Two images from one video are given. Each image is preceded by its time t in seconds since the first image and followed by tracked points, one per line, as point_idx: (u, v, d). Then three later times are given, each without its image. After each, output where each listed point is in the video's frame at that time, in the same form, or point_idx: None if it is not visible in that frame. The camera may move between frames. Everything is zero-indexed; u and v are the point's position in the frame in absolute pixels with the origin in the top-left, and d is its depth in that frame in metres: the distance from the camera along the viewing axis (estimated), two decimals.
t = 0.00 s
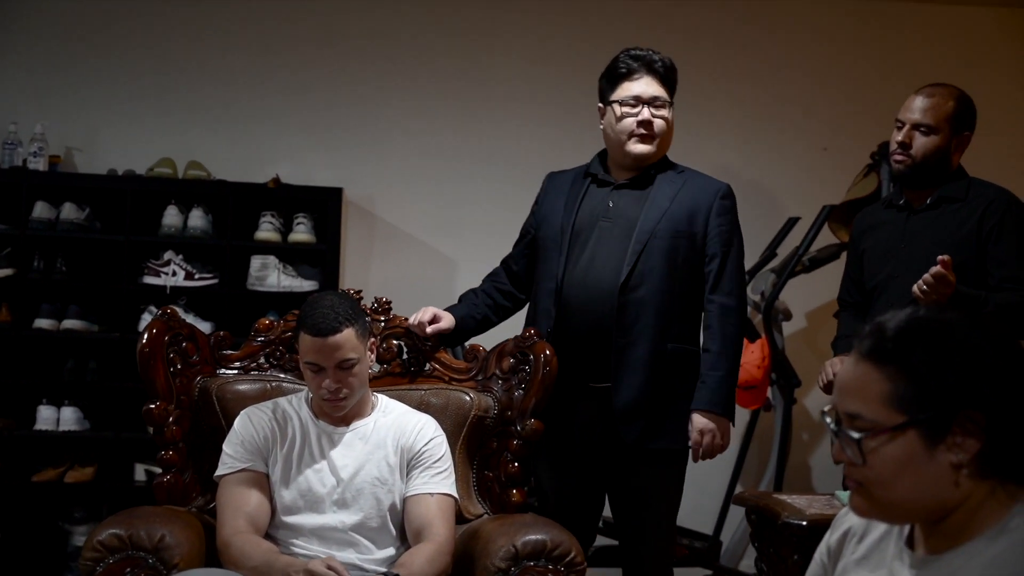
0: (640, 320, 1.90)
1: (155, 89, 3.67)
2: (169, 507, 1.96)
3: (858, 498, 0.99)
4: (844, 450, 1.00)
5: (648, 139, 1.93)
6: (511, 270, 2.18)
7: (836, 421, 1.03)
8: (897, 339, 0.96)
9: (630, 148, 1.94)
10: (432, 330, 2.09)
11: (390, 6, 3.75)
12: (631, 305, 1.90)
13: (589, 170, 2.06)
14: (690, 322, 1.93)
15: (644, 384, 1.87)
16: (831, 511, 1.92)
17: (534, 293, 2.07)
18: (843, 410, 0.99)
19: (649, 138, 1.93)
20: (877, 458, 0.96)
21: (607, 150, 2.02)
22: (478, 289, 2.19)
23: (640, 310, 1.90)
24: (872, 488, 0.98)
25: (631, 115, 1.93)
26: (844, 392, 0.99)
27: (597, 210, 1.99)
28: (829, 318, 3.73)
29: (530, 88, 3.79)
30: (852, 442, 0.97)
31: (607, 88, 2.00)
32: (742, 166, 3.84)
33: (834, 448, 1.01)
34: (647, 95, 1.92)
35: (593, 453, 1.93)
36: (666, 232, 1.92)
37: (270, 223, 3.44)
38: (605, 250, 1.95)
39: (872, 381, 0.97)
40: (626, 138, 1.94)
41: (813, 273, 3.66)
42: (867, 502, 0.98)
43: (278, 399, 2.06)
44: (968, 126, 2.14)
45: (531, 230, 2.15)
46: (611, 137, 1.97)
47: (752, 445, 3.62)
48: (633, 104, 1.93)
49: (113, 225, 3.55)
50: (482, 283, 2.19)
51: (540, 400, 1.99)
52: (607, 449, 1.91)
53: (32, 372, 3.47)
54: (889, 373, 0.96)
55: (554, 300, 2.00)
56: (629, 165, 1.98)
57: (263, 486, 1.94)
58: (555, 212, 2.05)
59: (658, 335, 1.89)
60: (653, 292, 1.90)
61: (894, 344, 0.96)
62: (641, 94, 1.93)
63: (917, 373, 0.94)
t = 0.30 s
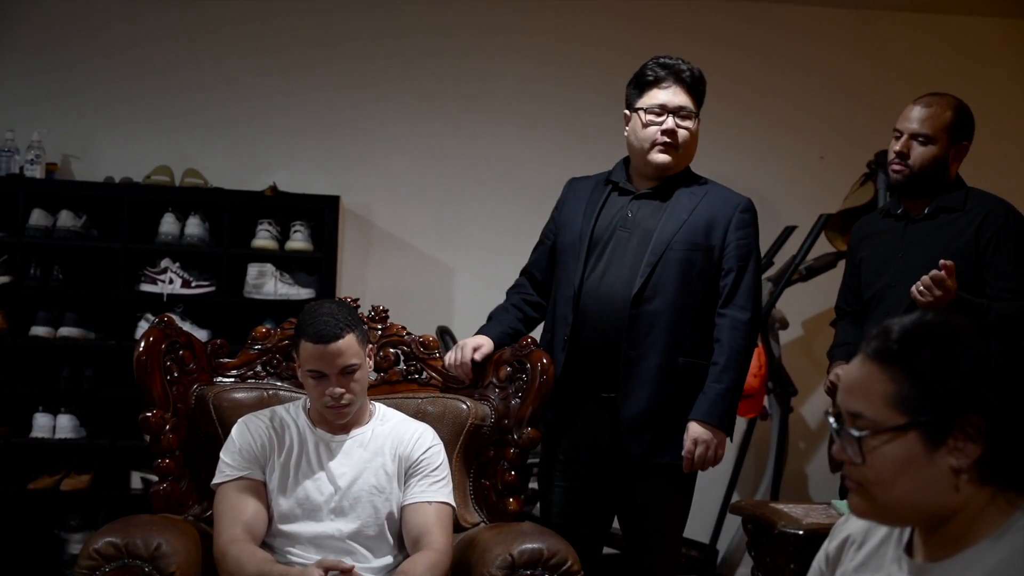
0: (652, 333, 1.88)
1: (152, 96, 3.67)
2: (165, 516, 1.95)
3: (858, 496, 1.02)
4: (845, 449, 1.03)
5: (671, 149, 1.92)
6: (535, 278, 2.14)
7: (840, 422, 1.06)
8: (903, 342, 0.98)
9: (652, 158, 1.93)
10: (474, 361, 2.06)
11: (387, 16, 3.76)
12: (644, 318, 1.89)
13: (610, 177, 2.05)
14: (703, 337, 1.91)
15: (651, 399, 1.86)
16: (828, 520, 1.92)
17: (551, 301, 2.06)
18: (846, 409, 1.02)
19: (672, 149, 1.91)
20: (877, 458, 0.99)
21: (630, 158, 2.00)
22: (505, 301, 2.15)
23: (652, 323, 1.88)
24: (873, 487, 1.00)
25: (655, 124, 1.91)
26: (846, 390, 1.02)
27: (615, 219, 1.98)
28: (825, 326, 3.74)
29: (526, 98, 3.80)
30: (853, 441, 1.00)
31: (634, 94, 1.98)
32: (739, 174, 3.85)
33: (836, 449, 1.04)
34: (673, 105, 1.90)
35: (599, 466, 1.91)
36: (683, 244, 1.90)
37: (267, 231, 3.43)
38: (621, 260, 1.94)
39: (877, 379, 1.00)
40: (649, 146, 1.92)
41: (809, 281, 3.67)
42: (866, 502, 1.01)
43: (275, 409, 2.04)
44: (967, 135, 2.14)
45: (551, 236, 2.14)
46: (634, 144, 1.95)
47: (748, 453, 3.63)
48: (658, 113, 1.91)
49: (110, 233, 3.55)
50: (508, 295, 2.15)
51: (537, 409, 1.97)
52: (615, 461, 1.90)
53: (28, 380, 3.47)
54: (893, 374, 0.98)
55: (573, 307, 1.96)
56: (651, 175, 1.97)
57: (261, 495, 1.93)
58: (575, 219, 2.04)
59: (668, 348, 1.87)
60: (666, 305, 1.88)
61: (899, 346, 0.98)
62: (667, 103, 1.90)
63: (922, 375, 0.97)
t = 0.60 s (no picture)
0: (662, 350, 1.88)
1: (146, 103, 3.67)
2: (158, 524, 1.94)
3: (854, 500, 1.03)
4: (844, 452, 1.03)
5: (678, 163, 1.91)
6: (535, 286, 2.13)
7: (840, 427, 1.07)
8: (903, 346, 1.00)
9: (659, 172, 1.92)
10: (464, 371, 2.06)
11: (381, 23, 3.76)
12: (655, 333, 1.88)
13: (615, 188, 2.04)
14: (707, 351, 1.92)
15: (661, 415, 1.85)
16: (821, 529, 1.92)
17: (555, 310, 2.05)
18: (846, 414, 1.03)
19: (679, 163, 1.90)
20: (875, 462, 0.99)
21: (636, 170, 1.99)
22: (502, 308, 2.14)
23: (662, 340, 1.88)
24: (870, 492, 1.00)
25: (662, 138, 1.90)
26: (847, 395, 1.03)
27: (622, 230, 1.97)
28: (819, 334, 3.75)
29: (521, 106, 3.80)
30: (851, 444, 1.01)
31: (641, 106, 1.96)
32: (733, 182, 3.86)
33: (834, 453, 1.04)
34: (681, 119, 1.89)
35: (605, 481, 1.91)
36: (692, 260, 1.90)
37: (262, 237, 3.44)
38: (628, 272, 1.93)
39: (876, 384, 1.00)
40: (656, 160, 1.91)
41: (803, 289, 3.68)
42: (862, 506, 1.02)
43: (270, 415, 2.04)
44: (962, 145, 2.15)
45: (554, 244, 2.13)
46: (641, 157, 1.94)
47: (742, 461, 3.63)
48: (666, 126, 1.89)
49: (104, 239, 3.54)
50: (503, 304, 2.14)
51: (530, 416, 1.98)
52: (620, 476, 1.90)
53: (21, 387, 3.46)
54: (893, 378, 0.99)
55: (579, 319, 1.94)
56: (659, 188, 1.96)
57: (254, 502, 1.93)
58: (580, 229, 2.03)
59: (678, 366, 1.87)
60: (675, 322, 1.88)
61: (900, 351, 1.00)
62: (676, 117, 1.89)
63: (922, 380, 0.97)
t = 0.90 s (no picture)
0: (665, 360, 1.88)
1: (142, 106, 3.67)
2: (151, 527, 1.94)
3: (847, 505, 1.03)
4: (837, 457, 1.04)
5: (678, 180, 1.90)
6: (528, 288, 2.12)
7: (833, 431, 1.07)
8: (898, 351, 1.00)
9: (659, 187, 1.91)
10: (457, 375, 2.07)
11: (377, 27, 3.77)
12: (658, 343, 1.89)
13: (611, 192, 2.03)
14: (708, 356, 1.93)
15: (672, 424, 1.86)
16: (815, 534, 1.93)
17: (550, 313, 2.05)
18: (840, 419, 1.03)
19: (679, 180, 1.89)
20: (869, 467, 1.00)
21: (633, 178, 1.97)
22: (495, 312, 2.11)
23: (666, 349, 1.88)
24: (864, 497, 1.01)
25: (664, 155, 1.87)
26: (840, 400, 1.03)
27: (621, 236, 1.96)
28: (814, 339, 3.76)
29: (517, 111, 3.81)
30: (846, 448, 1.01)
31: (643, 117, 1.92)
32: (728, 188, 3.87)
33: (827, 458, 1.05)
34: (684, 137, 1.86)
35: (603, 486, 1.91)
36: (694, 269, 1.91)
37: (258, 242, 3.44)
38: (629, 280, 1.93)
39: (870, 389, 1.01)
40: (657, 176, 1.90)
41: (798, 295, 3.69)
42: (855, 511, 1.02)
43: (264, 419, 2.04)
44: (957, 151, 2.15)
45: (548, 245, 2.12)
46: (641, 169, 1.92)
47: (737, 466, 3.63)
48: (668, 146, 1.86)
49: (98, 243, 3.54)
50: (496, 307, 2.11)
51: (525, 421, 2.00)
52: (617, 481, 1.90)
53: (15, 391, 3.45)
54: (887, 384, 0.99)
55: (578, 325, 1.94)
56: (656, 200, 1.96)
57: (249, 507, 1.92)
58: (577, 232, 2.02)
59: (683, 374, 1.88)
60: (680, 331, 1.89)
61: (895, 356, 1.00)
62: (679, 135, 1.86)
63: (917, 385, 0.98)
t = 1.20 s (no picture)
0: (659, 365, 1.89)
1: (136, 102, 3.66)
2: (144, 525, 1.93)
3: (838, 505, 1.04)
4: (828, 457, 1.04)
5: (673, 190, 1.87)
6: (516, 280, 2.13)
7: (825, 430, 1.07)
8: (890, 351, 1.00)
9: (652, 195, 1.89)
10: (451, 374, 2.07)
11: (372, 24, 3.77)
12: (653, 349, 1.89)
13: (604, 190, 2.01)
14: (695, 362, 1.94)
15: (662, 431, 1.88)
16: (808, 532, 1.93)
17: (540, 310, 2.04)
18: (831, 419, 1.04)
19: (672, 191, 1.86)
20: (861, 467, 1.00)
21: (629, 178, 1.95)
22: (483, 306, 2.11)
23: (661, 356, 1.89)
24: (855, 496, 1.01)
25: (659, 167, 1.83)
26: (831, 401, 1.04)
27: (616, 238, 1.95)
28: (807, 338, 3.77)
29: (512, 110, 3.81)
30: (838, 449, 1.02)
31: (641, 123, 1.85)
32: (722, 186, 3.88)
33: (819, 458, 1.05)
34: (679, 152, 1.81)
35: (601, 487, 1.93)
36: (688, 273, 1.91)
37: (251, 239, 3.44)
38: (625, 284, 1.93)
39: (861, 390, 1.01)
40: (651, 187, 1.87)
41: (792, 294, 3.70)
42: (847, 510, 1.03)
43: (258, 417, 2.04)
44: (951, 150, 2.16)
45: (537, 236, 2.11)
46: (636, 176, 1.89)
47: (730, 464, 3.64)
48: (665, 161, 1.82)
49: (91, 239, 3.53)
50: (486, 301, 2.12)
51: (519, 419, 1.97)
52: (610, 480, 1.91)
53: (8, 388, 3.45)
54: (878, 383, 1.00)
55: (572, 327, 1.93)
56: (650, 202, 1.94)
57: (242, 504, 1.92)
58: (571, 229, 2.01)
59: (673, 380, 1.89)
60: (672, 337, 1.89)
61: (887, 356, 1.00)
62: (676, 151, 1.80)
63: (908, 384, 0.98)
